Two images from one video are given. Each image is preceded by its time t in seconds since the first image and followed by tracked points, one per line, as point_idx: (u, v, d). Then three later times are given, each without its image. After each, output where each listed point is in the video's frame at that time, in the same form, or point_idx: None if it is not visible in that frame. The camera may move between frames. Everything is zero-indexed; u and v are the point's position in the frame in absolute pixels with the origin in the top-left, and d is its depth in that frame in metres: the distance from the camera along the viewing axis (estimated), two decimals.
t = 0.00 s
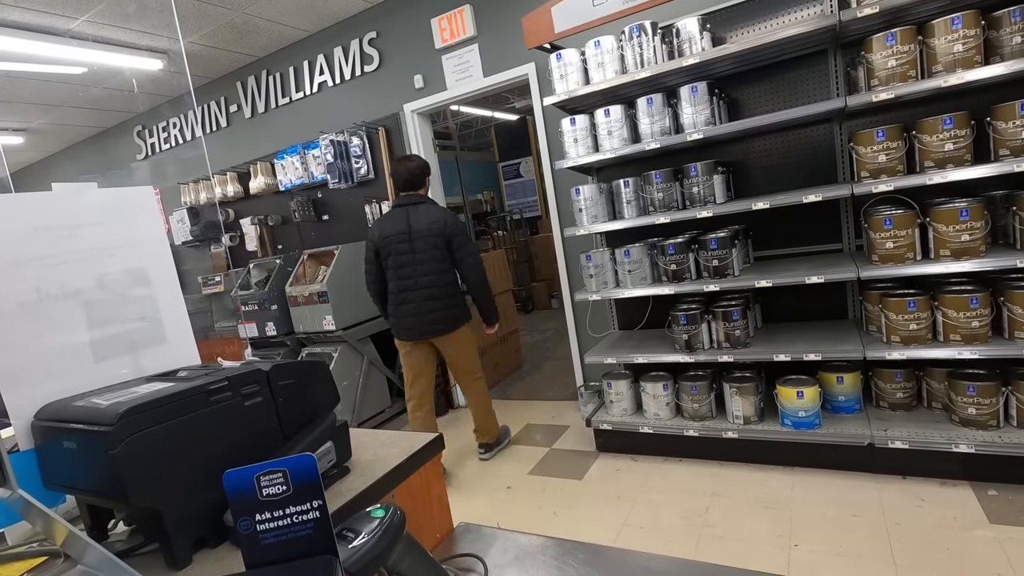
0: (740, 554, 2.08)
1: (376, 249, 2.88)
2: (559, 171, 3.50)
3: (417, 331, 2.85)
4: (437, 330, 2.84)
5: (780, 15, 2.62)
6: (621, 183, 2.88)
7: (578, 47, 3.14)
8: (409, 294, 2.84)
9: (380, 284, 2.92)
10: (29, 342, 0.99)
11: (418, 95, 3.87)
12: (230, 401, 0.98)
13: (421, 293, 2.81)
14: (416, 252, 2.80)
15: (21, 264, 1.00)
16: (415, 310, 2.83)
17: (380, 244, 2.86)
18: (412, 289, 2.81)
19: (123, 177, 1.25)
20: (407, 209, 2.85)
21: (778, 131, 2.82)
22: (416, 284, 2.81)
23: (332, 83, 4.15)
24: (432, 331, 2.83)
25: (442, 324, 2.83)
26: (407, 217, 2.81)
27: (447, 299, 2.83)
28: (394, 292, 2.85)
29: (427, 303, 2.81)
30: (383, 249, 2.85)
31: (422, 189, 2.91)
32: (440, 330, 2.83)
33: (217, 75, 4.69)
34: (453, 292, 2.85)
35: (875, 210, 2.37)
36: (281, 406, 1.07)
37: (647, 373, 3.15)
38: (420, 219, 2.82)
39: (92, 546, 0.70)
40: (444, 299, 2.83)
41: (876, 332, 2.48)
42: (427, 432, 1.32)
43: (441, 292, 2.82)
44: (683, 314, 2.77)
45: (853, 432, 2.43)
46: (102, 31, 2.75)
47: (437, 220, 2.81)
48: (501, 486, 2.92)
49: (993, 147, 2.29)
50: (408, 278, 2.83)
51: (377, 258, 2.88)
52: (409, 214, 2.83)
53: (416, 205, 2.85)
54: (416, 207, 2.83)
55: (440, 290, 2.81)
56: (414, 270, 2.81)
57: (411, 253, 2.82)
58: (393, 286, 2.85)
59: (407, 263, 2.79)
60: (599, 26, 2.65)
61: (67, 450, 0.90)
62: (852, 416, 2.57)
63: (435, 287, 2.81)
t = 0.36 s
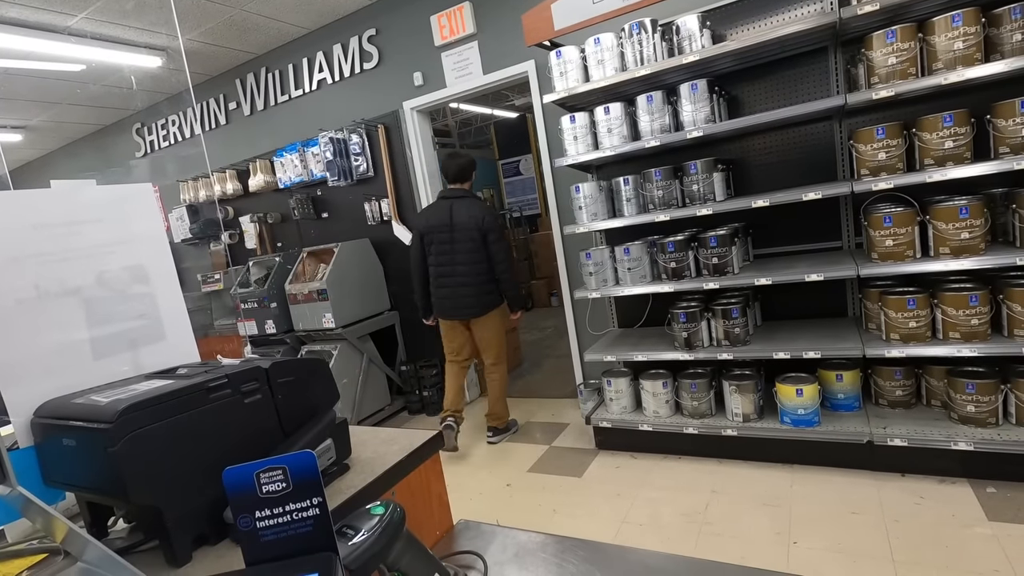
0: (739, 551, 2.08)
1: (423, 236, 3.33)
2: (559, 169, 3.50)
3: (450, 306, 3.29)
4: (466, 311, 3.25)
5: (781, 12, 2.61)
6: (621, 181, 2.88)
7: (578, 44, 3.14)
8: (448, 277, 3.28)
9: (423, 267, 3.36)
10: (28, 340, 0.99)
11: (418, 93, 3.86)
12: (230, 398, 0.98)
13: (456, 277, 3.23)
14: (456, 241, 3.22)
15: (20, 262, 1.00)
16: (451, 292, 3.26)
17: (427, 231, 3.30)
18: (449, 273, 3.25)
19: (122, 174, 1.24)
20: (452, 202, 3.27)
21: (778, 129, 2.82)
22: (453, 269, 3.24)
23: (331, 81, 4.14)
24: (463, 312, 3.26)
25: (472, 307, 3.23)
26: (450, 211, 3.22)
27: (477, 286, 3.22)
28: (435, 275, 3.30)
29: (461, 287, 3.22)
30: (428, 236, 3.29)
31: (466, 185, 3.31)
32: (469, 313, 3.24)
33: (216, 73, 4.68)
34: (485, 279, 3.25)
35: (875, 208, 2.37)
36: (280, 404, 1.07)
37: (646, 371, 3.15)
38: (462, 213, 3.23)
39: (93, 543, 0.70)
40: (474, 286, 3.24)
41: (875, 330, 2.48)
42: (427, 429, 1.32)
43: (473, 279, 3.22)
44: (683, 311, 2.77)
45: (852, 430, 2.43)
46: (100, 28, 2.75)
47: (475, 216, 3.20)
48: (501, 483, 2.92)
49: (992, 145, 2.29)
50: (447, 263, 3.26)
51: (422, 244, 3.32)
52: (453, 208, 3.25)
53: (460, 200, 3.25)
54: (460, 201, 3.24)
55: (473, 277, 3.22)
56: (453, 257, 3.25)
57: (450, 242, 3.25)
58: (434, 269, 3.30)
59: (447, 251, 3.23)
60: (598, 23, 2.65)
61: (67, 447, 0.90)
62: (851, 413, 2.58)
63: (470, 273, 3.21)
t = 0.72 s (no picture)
0: (742, 555, 2.07)
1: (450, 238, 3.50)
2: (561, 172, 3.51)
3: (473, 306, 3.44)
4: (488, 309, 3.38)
5: (783, 16, 2.61)
6: (623, 184, 2.88)
7: (579, 48, 3.15)
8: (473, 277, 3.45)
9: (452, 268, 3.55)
10: (33, 344, 1.00)
11: (420, 97, 3.88)
12: (234, 402, 0.98)
13: (479, 277, 3.39)
14: (479, 243, 3.37)
15: (25, 265, 1.01)
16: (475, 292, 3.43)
17: (455, 234, 3.48)
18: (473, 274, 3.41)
19: (127, 178, 1.25)
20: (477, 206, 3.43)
21: (780, 132, 2.82)
22: (477, 270, 3.40)
23: (334, 85, 4.16)
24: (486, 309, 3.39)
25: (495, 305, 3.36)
26: (474, 214, 3.37)
27: (499, 284, 3.36)
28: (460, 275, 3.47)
29: (484, 287, 3.37)
30: (455, 238, 3.47)
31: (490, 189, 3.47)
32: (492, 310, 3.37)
33: (219, 77, 4.71)
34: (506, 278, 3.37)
35: (877, 211, 2.37)
36: (284, 407, 1.07)
37: (649, 375, 3.15)
38: (485, 216, 3.37)
39: (96, 546, 0.70)
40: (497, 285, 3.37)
41: (879, 334, 2.48)
42: (428, 433, 1.32)
43: (495, 277, 3.35)
44: (685, 315, 2.77)
45: (856, 434, 2.43)
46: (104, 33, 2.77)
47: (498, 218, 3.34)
48: (503, 487, 2.92)
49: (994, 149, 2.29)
50: (472, 264, 3.42)
51: (450, 246, 3.50)
52: (478, 211, 3.40)
53: (485, 203, 3.40)
54: (484, 205, 3.38)
55: (495, 275, 3.35)
56: (477, 258, 3.40)
57: (475, 244, 3.40)
58: (460, 269, 3.48)
59: (471, 252, 3.38)
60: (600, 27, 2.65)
61: (71, 451, 0.90)
62: (854, 417, 2.57)
63: (494, 273, 3.37)
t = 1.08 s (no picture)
0: (746, 559, 2.07)
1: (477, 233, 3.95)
2: (564, 175, 3.51)
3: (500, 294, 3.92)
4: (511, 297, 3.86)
5: (788, 19, 2.61)
6: (627, 187, 2.89)
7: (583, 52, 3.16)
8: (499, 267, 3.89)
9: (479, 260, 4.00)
10: (40, 346, 1.01)
11: (424, 101, 3.89)
12: (239, 403, 0.98)
13: (503, 268, 3.83)
14: (502, 238, 3.81)
15: (33, 268, 1.02)
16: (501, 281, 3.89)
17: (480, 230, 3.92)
18: (497, 265, 3.85)
19: (132, 182, 1.26)
20: (499, 203, 3.84)
21: (783, 135, 2.82)
22: (501, 261, 3.84)
23: (338, 89, 4.18)
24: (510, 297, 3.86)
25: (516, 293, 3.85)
26: (496, 212, 3.79)
27: (519, 274, 3.81)
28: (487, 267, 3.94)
29: (507, 277, 3.84)
30: (482, 234, 3.92)
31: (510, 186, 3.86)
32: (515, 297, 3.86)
33: (224, 81, 4.73)
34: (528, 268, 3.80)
35: (882, 215, 2.36)
36: (289, 409, 1.08)
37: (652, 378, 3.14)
38: (507, 212, 3.80)
39: (103, 546, 0.70)
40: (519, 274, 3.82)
41: (884, 337, 2.47)
42: (432, 435, 1.32)
43: (516, 268, 3.81)
44: (688, 318, 2.77)
45: (861, 438, 2.42)
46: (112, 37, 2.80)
47: (518, 215, 3.75)
48: (506, 490, 2.92)
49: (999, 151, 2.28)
50: (497, 256, 3.86)
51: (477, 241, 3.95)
52: (500, 209, 3.83)
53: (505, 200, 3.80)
54: (504, 203, 3.80)
55: (517, 265, 3.79)
56: (501, 250, 3.84)
57: (499, 238, 3.84)
58: (487, 261, 3.93)
59: (495, 246, 3.83)
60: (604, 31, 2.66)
61: (78, 452, 0.91)
62: (859, 421, 2.56)
63: (516, 265, 3.81)
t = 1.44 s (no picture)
0: (748, 561, 2.06)
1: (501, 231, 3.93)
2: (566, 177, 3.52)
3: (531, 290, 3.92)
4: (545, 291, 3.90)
5: (791, 20, 2.61)
6: (628, 188, 2.89)
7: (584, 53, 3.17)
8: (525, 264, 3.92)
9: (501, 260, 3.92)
10: (43, 347, 1.01)
11: (426, 102, 3.89)
12: (241, 404, 0.99)
13: (535, 263, 3.88)
14: (533, 234, 3.87)
15: (36, 270, 1.02)
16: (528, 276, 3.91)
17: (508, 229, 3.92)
18: (528, 259, 3.88)
19: (134, 184, 1.26)
20: (525, 203, 3.93)
21: (785, 136, 2.82)
22: (531, 256, 3.88)
23: (340, 90, 4.18)
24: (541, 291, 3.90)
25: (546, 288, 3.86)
26: (526, 212, 3.86)
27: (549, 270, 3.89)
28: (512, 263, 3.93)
29: (538, 272, 3.89)
30: (510, 232, 3.90)
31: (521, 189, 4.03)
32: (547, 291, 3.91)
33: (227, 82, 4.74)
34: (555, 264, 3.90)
35: (884, 216, 2.36)
36: (290, 410, 1.08)
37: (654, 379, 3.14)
38: (535, 212, 3.92)
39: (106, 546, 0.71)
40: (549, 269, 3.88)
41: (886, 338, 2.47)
42: (433, 436, 1.32)
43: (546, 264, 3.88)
44: (690, 319, 2.77)
45: (863, 439, 2.41)
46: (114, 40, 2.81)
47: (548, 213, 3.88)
48: (508, 491, 2.92)
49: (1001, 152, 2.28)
50: (525, 254, 3.91)
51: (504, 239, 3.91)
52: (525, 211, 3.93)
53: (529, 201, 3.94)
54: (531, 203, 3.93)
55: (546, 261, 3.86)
56: (530, 248, 3.90)
57: (527, 237, 3.89)
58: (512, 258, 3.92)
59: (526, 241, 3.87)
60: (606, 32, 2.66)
61: (81, 452, 0.91)
62: (861, 422, 2.56)
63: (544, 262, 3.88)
